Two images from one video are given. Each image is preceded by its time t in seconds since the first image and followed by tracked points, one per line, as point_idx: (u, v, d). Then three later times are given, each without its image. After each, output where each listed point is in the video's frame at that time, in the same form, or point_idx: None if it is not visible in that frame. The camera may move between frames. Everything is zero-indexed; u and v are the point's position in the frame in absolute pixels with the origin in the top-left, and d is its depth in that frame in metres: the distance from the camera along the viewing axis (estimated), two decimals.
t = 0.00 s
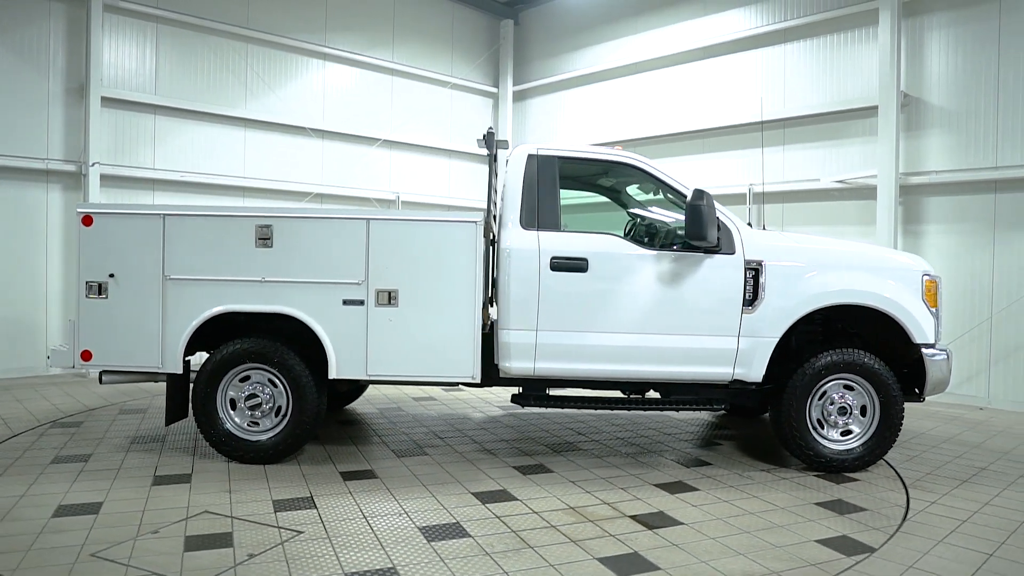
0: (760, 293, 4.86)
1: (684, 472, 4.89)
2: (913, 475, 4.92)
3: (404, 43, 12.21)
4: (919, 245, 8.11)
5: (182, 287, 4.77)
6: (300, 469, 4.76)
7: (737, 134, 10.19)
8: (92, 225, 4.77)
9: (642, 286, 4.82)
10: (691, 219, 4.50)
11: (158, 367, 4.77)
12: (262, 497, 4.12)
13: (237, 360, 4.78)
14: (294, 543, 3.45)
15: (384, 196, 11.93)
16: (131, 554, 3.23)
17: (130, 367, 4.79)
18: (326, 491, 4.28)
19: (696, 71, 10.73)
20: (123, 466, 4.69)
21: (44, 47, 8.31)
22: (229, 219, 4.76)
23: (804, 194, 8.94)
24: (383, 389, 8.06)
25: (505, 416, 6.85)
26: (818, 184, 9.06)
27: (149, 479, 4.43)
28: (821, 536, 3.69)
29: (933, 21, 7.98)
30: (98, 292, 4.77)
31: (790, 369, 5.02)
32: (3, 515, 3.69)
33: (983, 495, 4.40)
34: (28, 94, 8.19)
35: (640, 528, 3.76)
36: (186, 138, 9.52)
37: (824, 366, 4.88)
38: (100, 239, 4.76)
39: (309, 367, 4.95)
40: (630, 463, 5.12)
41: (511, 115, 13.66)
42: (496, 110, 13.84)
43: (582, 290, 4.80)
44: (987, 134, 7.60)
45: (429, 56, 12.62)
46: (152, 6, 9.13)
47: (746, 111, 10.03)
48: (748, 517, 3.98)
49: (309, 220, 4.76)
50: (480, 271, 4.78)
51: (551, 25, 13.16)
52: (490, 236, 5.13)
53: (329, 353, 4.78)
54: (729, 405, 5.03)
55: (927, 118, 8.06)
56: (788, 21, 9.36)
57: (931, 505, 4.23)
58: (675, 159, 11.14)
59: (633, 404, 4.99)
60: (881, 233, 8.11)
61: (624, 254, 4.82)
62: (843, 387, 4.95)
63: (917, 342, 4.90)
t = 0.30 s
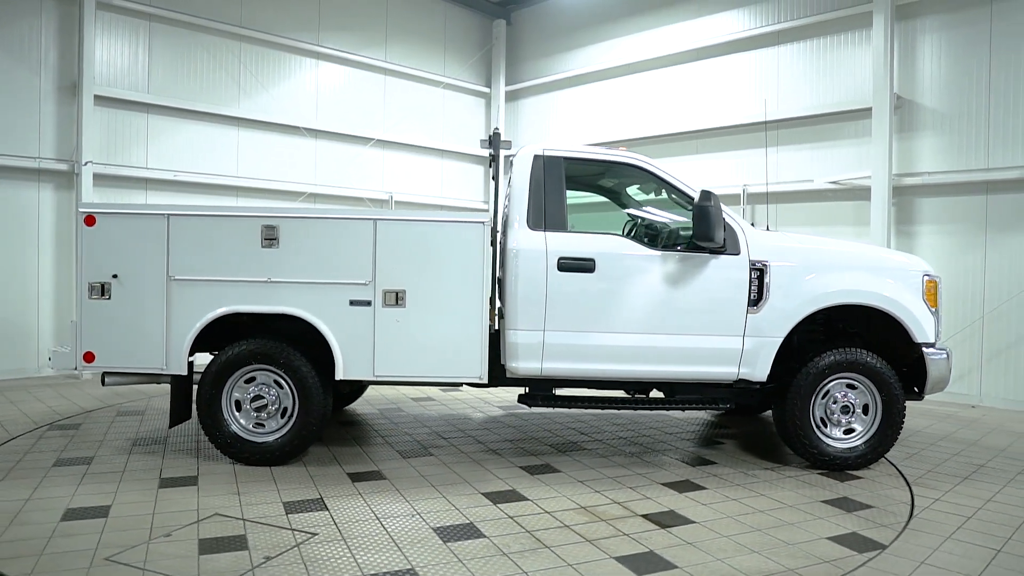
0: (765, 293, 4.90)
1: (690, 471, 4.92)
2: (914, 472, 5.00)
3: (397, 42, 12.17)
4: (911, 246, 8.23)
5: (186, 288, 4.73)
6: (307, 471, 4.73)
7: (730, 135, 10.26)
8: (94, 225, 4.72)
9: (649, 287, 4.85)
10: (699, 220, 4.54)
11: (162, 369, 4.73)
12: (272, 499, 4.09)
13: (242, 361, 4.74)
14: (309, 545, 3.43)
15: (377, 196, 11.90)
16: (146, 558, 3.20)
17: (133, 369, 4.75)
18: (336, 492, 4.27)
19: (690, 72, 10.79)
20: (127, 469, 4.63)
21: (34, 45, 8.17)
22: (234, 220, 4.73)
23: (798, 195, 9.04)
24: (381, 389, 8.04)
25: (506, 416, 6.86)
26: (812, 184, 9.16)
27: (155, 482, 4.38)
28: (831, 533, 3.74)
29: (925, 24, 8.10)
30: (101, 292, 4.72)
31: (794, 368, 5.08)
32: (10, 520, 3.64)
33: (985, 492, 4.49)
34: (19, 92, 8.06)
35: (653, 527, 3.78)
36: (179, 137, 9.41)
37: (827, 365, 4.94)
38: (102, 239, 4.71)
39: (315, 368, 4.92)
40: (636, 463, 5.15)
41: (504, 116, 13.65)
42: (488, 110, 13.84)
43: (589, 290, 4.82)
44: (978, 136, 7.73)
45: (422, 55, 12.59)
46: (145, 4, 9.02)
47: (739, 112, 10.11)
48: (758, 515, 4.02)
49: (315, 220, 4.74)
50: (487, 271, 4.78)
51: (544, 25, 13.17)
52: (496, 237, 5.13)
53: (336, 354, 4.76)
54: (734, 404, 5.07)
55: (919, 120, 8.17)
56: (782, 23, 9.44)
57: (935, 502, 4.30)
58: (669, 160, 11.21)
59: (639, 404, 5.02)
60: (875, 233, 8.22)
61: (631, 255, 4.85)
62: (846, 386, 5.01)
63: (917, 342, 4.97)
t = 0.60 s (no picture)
0: (771, 294, 4.95)
1: (697, 471, 4.96)
2: (916, 470, 5.08)
3: (392, 43, 12.14)
4: (905, 247, 8.34)
5: (194, 289, 4.70)
6: (316, 473, 4.72)
7: (725, 136, 10.33)
8: (100, 226, 4.67)
9: (656, 288, 4.88)
10: (707, 222, 4.58)
11: (169, 371, 4.69)
12: (284, 502, 4.07)
13: (249, 363, 4.71)
14: (327, 548, 3.42)
15: (372, 196, 11.87)
16: (164, 562, 3.18)
17: (139, 371, 4.71)
18: (347, 494, 4.26)
19: (685, 74, 10.85)
20: (133, 473, 4.59)
21: (27, 43, 8.07)
22: (243, 221, 4.70)
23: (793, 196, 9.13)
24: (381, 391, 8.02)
25: (509, 417, 6.87)
26: (807, 186, 9.26)
27: (164, 485, 4.35)
28: (842, 531, 3.79)
29: (919, 28, 8.21)
30: (106, 294, 4.68)
31: (799, 369, 5.13)
32: (20, 525, 3.59)
33: (987, 489, 4.57)
34: (13, 90, 7.96)
35: (667, 526, 3.81)
36: (174, 137, 9.33)
37: (831, 366, 5.00)
38: (108, 241, 4.67)
39: (322, 370, 4.90)
40: (643, 463, 5.19)
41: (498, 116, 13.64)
42: (481, 111, 13.83)
43: (597, 292, 4.84)
44: (972, 139, 7.84)
45: (416, 56, 12.57)
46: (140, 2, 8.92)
47: (734, 113, 10.19)
48: (769, 513, 4.07)
49: (324, 222, 4.72)
50: (496, 273, 4.79)
51: (538, 26, 13.19)
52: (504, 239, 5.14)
53: (345, 356, 4.74)
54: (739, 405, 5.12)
55: (913, 122, 8.29)
56: (778, 26, 9.54)
57: (940, 500, 4.37)
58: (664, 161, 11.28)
59: (647, 404, 5.05)
60: (870, 234, 8.32)
61: (638, 257, 4.88)
62: (849, 386, 5.07)
63: (919, 342, 5.04)
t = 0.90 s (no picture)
0: (777, 295, 5.00)
1: (704, 470, 5.00)
2: (918, 468, 5.16)
3: (387, 42, 12.11)
4: (900, 247, 8.45)
5: (202, 290, 4.67)
6: (326, 474, 4.71)
7: (721, 138, 10.41)
8: (106, 227, 4.62)
9: (665, 289, 4.92)
10: (717, 224, 4.63)
11: (177, 373, 4.66)
12: (298, 504, 4.06)
13: (259, 364, 4.69)
14: (346, 550, 3.41)
15: (368, 196, 11.83)
16: (183, 565, 3.17)
17: (147, 374, 4.67)
18: (360, 496, 4.25)
19: (680, 76, 10.92)
20: (141, 475, 4.56)
21: (22, 41, 7.97)
22: (252, 222, 4.68)
23: (790, 197, 9.22)
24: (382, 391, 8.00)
25: (512, 417, 6.89)
26: (803, 187, 9.36)
27: (174, 488, 4.32)
28: (853, 528, 3.85)
29: (914, 32, 8.33)
30: (113, 296, 4.63)
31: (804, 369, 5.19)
32: (32, 529, 3.55)
33: (990, 487, 4.65)
34: (8, 89, 7.86)
35: (682, 525, 3.85)
36: (170, 137, 9.25)
37: (836, 365, 5.06)
38: (114, 242, 4.62)
39: (331, 371, 4.89)
40: (651, 462, 5.22)
41: (492, 117, 13.63)
42: (476, 111, 13.82)
43: (606, 292, 4.87)
44: (967, 141, 7.96)
45: (412, 56, 12.55)
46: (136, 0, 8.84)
47: (730, 115, 10.27)
48: (780, 511, 4.11)
49: (334, 223, 4.71)
50: (506, 274, 4.80)
51: (533, 27, 13.21)
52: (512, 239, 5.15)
53: (355, 357, 4.74)
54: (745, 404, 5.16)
55: (908, 125, 8.40)
56: (774, 28, 9.63)
57: (945, 497, 4.45)
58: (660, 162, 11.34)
59: (655, 404, 5.08)
60: (866, 235, 8.43)
61: (647, 258, 4.91)
62: (853, 385, 5.13)
63: (922, 341, 5.12)
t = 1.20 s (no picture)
0: (783, 294, 5.06)
1: (711, 469, 5.04)
2: (920, 466, 5.23)
3: (383, 42, 12.08)
4: (895, 248, 8.56)
5: (210, 291, 4.64)
6: (335, 475, 4.69)
7: (716, 139, 10.48)
8: (112, 227, 4.59)
9: (672, 289, 4.96)
10: (726, 226, 4.66)
11: (184, 374, 4.63)
12: (310, 505, 4.05)
13: (267, 365, 4.67)
14: (363, 551, 3.40)
15: (364, 196, 11.80)
16: (202, 568, 3.15)
17: (154, 375, 4.64)
18: (371, 497, 4.24)
19: (676, 77, 10.98)
20: (148, 478, 4.52)
21: (17, 38, 7.87)
22: (260, 222, 4.66)
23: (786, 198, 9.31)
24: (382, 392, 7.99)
25: (514, 417, 6.90)
26: (799, 188, 9.44)
27: (183, 490, 4.29)
28: (863, 525, 3.89)
29: (908, 35, 8.45)
30: (119, 296, 4.60)
31: (808, 368, 5.25)
32: (44, 533, 3.51)
33: (992, 483, 4.73)
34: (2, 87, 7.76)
35: (695, 524, 3.88)
36: (166, 136, 9.17)
37: (840, 365, 5.12)
38: (121, 242, 4.58)
39: (340, 372, 4.88)
40: (657, 462, 5.25)
41: (487, 117, 13.64)
42: (471, 111, 13.82)
43: (614, 293, 4.90)
44: (961, 144, 8.07)
45: (407, 55, 12.52)
46: None
47: (726, 116, 10.35)
48: (790, 509, 4.16)
49: (342, 223, 4.70)
50: (515, 274, 4.82)
51: (528, 28, 13.23)
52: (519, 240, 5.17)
53: (364, 358, 4.73)
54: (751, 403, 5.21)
55: (903, 127, 8.51)
56: (770, 31, 9.73)
57: (950, 494, 4.51)
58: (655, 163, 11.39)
59: (662, 404, 5.11)
60: (862, 235, 8.52)
61: (654, 259, 4.95)
62: (857, 384, 5.19)
63: (924, 341, 5.19)
